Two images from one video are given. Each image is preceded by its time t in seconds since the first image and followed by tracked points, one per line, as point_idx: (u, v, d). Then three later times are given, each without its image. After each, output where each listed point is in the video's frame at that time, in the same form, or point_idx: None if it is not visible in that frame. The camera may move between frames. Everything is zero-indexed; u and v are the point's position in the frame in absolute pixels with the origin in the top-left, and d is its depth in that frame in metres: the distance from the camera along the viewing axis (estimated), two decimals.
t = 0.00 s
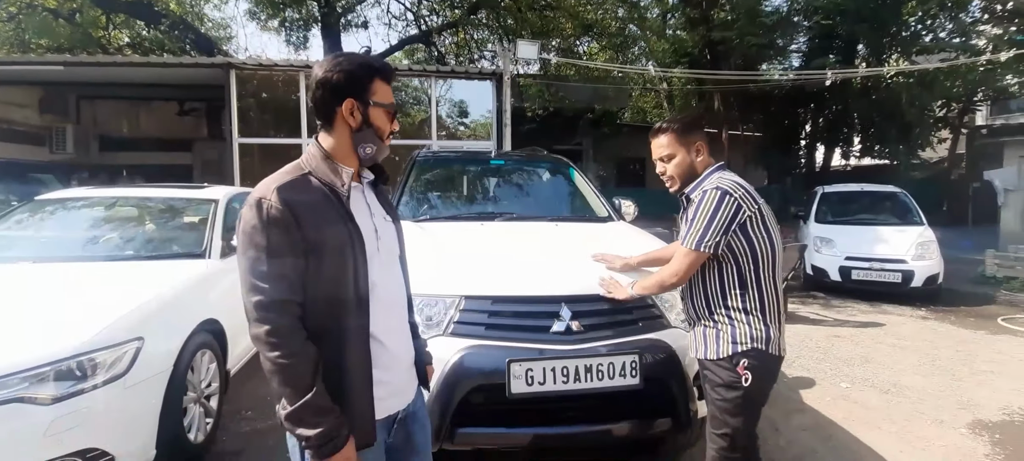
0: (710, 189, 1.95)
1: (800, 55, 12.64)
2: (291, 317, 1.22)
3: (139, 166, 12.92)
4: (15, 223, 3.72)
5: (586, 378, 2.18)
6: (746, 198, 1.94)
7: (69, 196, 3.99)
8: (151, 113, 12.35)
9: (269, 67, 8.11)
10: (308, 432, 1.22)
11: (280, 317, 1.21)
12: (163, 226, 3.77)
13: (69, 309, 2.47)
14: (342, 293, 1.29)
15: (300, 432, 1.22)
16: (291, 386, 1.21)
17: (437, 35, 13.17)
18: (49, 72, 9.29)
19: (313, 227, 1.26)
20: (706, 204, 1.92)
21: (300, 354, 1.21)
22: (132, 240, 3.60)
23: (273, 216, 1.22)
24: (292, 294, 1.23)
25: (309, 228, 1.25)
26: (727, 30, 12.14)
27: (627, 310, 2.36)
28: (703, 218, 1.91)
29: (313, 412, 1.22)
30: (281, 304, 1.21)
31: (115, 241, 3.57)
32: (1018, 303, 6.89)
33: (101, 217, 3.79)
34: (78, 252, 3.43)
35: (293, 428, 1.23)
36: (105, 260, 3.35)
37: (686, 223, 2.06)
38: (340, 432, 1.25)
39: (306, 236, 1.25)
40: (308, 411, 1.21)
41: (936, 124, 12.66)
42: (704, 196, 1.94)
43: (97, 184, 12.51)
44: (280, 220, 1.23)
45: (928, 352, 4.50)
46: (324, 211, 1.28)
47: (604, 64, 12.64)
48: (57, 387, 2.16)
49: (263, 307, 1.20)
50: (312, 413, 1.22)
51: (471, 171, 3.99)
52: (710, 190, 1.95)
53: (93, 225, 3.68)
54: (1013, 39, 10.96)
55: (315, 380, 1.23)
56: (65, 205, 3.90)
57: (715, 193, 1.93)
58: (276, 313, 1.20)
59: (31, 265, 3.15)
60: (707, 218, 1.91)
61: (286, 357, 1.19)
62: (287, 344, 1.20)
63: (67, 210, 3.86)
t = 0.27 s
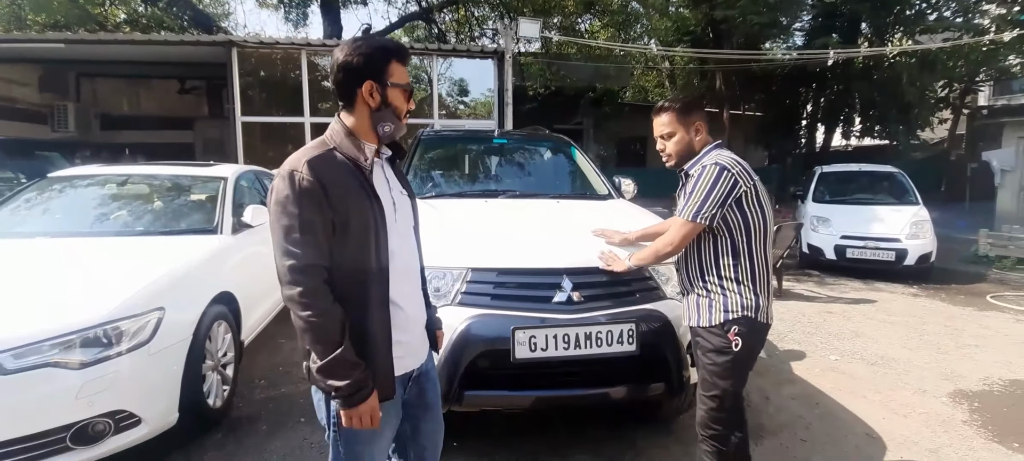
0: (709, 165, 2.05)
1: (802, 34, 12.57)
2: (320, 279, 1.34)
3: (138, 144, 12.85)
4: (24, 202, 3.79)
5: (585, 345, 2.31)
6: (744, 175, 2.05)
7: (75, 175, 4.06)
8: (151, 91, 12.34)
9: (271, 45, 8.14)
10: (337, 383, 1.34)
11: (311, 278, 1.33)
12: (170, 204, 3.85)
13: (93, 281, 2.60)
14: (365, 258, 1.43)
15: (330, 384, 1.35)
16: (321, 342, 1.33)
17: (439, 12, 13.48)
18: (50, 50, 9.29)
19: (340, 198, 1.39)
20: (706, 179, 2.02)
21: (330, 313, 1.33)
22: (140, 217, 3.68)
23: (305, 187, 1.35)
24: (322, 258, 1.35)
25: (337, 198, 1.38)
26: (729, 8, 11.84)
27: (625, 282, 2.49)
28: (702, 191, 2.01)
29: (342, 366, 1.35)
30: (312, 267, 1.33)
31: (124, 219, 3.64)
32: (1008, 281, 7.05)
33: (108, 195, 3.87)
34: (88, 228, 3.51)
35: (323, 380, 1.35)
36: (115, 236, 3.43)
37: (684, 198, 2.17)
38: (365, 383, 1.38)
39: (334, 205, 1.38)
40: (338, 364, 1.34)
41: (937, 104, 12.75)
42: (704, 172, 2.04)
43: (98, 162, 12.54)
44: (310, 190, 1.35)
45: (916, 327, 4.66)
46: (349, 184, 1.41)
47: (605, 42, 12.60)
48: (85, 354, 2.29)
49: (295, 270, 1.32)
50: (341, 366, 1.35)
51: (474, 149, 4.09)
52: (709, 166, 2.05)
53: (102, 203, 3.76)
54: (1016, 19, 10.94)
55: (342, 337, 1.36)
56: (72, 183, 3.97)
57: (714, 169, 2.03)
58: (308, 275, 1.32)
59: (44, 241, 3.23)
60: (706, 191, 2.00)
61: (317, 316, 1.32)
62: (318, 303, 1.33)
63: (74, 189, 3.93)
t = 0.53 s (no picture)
0: (715, 160, 2.10)
1: (803, 29, 12.49)
2: (327, 272, 1.40)
3: (140, 139, 12.85)
4: (30, 198, 3.85)
5: (582, 337, 2.37)
6: (748, 172, 2.10)
7: (80, 171, 4.11)
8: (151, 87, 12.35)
9: (274, 41, 8.23)
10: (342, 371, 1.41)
11: (318, 271, 1.39)
12: (173, 200, 3.90)
13: (101, 275, 2.66)
14: (369, 253, 1.49)
15: (336, 372, 1.41)
16: (328, 332, 1.39)
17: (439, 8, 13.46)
18: (51, 46, 9.31)
19: (346, 194, 1.45)
20: (712, 172, 2.07)
21: (336, 305, 1.39)
22: (145, 213, 3.74)
23: (312, 185, 1.41)
24: (328, 252, 1.41)
25: (343, 195, 1.44)
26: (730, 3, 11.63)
27: (621, 276, 2.55)
28: (707, 185, 2.05)
29: (348, 355, 1.41)
30: (319, 260, 1.39)
31: (128, 215, 3.70)
32: (1004, 276, 7.10)
33: (114, 191, 3.93)
34: (92, 225, 3.57)
35: (329, 369, 1.41)
36: (121, 232, 3.50)
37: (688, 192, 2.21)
38: (369, 372, 1.44)
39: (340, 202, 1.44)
40: (344, 353, 1.40)
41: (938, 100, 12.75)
42: (709, 166, 2.09)
43: (100, 158, 12.57)
44: (317, 187, 1.41)
45: (911, 321, 4.72)
46: (354, 181, 1.47)
47: (605, 38, 12.61)
48: (95, 347, 2.35)
49: (303, 264, 1.37)
50: (346, 356, 1.40)
51: (475, 146, 4.15)
52: (716, 161, 2.09)
53: (107, 199, 3.82)
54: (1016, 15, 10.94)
55: (347, 328, 1.41)
56: (76, 180, 4.02)
57: (720, 164, 2.08)
58: (315, 268, 1.38)
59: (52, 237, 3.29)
60: (710, 184, 2.05)
61: (323, 307, 1.38)
62: (324, 295, 1.38)
63: (79, 185, 3.99)
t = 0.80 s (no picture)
0: (738, 154, 2.11)
1: (803, 26, 12.49)
2: (326, 269, 1.43)
3: (141, 137, 12.89)
4: (31, 196, 3.88)
5: (580, 333, 2.39)
6: (764, 170, 2.13)
7: (81, 169, 4.14)
8: (151, 85, 12.36)
9: (274, 39, 8.25)
10: (340, 366, 1.43)
11: (317, 267, 1.41)
12: (175, 198, 3.93)
13: (104, 272, 2.69)
14: (368, 250, 1.51)
15: (334, 367, 1.44)
16: (326, 328, 1.41)
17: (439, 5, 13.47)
18: (53, 44, 9.35)
19: (344, 192, 1.47)
20: (739, 167, 2.07)
21: (334, 301, 1.42)
22: (146, 211, 3.77)
23: (312, 183, 1.43)
24: (327, 249, 1.44)
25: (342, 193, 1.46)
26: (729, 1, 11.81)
27: (618, 273, 2.58)
28: (731, 179, 2.05)
29: (345, 350, 1.44)
30: (318, 257, 1.41)
31: (130, 212, 3.73)
32: (1003, 273, 7.13)
33: (115, 189, 3.95)
34: (94, 222, 3.59)
35: (328, 364, 1.44)
36: (123, 229, 3.52)
37: (703, 184, 2.19)
38: (367, 367, 1.47)
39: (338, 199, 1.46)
40: (342, 349, 1.43)
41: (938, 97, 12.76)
42: (732, 160, 2.09)
43: (102, 156, 12.61)
44: (317, 185, 1.43)
45: (909, 318, 4.75)
46: (352, 178, 1.49)
47: (605, 35, 12.63)
48: (99, 342, 2.38)
49: (302, 260, 1.40)
50: (344, 351, 1.43)
51: (475, 143, 4.17)
52: (739, 155, 2.11)
53: (108, 197, 3.84)
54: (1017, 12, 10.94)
55: (345, 323, 1.44)
56: (78, 178, 4.05)
57: (743, 158, 2.09)
58: (314, 265, 1.41)
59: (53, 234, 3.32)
60: (734, 178, 2.05)
61: (322, 303, 1.40)
62: (323, 291, 1.41)
63: (80, 182, 4.01)
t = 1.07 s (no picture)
0: (756, 154, 2.10)
1: (804, 23, 12.47)
2: (331, 268, 1.45)
3: (142, 136, 12.94)
4: (33, 195, 3.89)
5: (580, 330, 2.41)
6: (778, 173, 2.14)
7: (83, 168, 4.16)
8: (152, 84, 12.37)
9: (274, 38, 8.27)
10: (347, 363, 1.45)
11: (323, 266, 1.43)
12: (177, 197, 3.95)
13: (108, 270, 2.71)
14: (372, 248, 1.53)
15: (341, 364, 1.46)
16: (333, 326, 1.43)
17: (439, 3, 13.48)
18: (54, 42, 9.36)
19: (349, 190, 1.49)
20: (757, 168, 2.07)
21: (340, 299, 1.43)
22: (148, 209, 3.78)
23: (316, 183, 1.45)
24: (332, 247, 1.45)
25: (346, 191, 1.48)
26: None
27: (618, 270, 2.60)
28: (749, 180, 2.05)
29: (352, 347, 1.46)
30: (324, 256, 1.43)
31: (132, 211, 3.75)
32: (1002, 271, 7.15)
33: (116, 188, 3.97)
34: (96, 220, 3.61)
35: (335, 361, 1.46)
36: (124, 228, 3.54)
37: (716, 182, 2.18)
38: (373, 364, 1.49)
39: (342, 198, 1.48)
40: (348, 346, 1.45)
41: (939, 95, 12.75)
42: (749, 161, 2.09)
43: (103, 154, 12.65)
44: (322, 184, 1.45)
45: (908, 316, 4.77)
46: (356, 178, 1.51)
47: (605, 33, 12.63)
48: (102, 339, 2.40)
49: (308, 259, 1.42)
50: (350, 348, 1.45)
51: (475, 142, 4.19)
52: (756, 155, 2.10)
53: (110, 196, 3.86)
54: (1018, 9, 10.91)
55: (351, 321, 1.46)
56: (80, 176, 4.07)
57: (760, 160, 2.09)
58: (320, 264, 1.42)
59: (55, 232, 3.34)
60: (751, 179, 2.05)
61: (328, 301, 1.42)
62: (329, 289, 1.43)
63: (82, 181, 4.03)
